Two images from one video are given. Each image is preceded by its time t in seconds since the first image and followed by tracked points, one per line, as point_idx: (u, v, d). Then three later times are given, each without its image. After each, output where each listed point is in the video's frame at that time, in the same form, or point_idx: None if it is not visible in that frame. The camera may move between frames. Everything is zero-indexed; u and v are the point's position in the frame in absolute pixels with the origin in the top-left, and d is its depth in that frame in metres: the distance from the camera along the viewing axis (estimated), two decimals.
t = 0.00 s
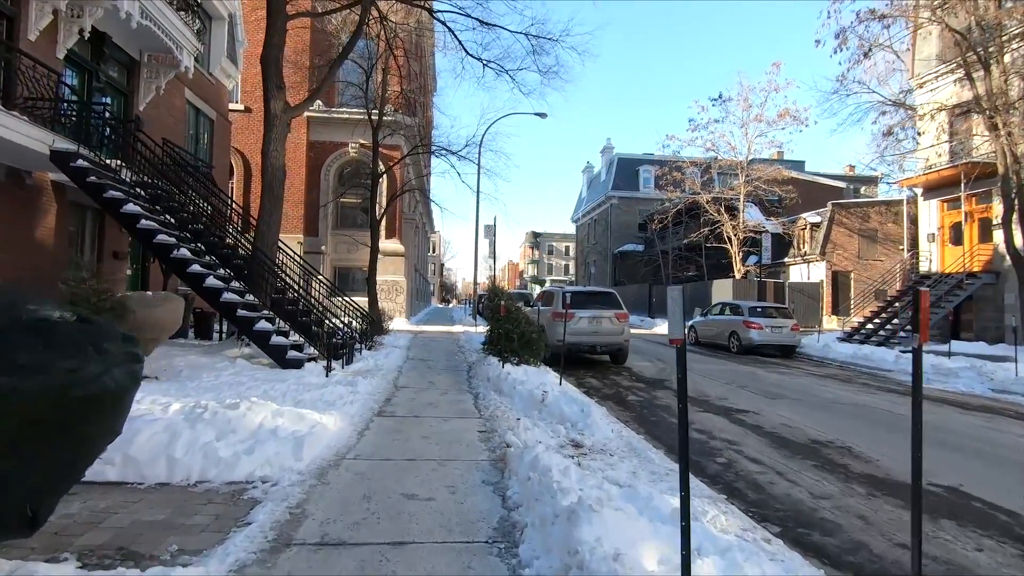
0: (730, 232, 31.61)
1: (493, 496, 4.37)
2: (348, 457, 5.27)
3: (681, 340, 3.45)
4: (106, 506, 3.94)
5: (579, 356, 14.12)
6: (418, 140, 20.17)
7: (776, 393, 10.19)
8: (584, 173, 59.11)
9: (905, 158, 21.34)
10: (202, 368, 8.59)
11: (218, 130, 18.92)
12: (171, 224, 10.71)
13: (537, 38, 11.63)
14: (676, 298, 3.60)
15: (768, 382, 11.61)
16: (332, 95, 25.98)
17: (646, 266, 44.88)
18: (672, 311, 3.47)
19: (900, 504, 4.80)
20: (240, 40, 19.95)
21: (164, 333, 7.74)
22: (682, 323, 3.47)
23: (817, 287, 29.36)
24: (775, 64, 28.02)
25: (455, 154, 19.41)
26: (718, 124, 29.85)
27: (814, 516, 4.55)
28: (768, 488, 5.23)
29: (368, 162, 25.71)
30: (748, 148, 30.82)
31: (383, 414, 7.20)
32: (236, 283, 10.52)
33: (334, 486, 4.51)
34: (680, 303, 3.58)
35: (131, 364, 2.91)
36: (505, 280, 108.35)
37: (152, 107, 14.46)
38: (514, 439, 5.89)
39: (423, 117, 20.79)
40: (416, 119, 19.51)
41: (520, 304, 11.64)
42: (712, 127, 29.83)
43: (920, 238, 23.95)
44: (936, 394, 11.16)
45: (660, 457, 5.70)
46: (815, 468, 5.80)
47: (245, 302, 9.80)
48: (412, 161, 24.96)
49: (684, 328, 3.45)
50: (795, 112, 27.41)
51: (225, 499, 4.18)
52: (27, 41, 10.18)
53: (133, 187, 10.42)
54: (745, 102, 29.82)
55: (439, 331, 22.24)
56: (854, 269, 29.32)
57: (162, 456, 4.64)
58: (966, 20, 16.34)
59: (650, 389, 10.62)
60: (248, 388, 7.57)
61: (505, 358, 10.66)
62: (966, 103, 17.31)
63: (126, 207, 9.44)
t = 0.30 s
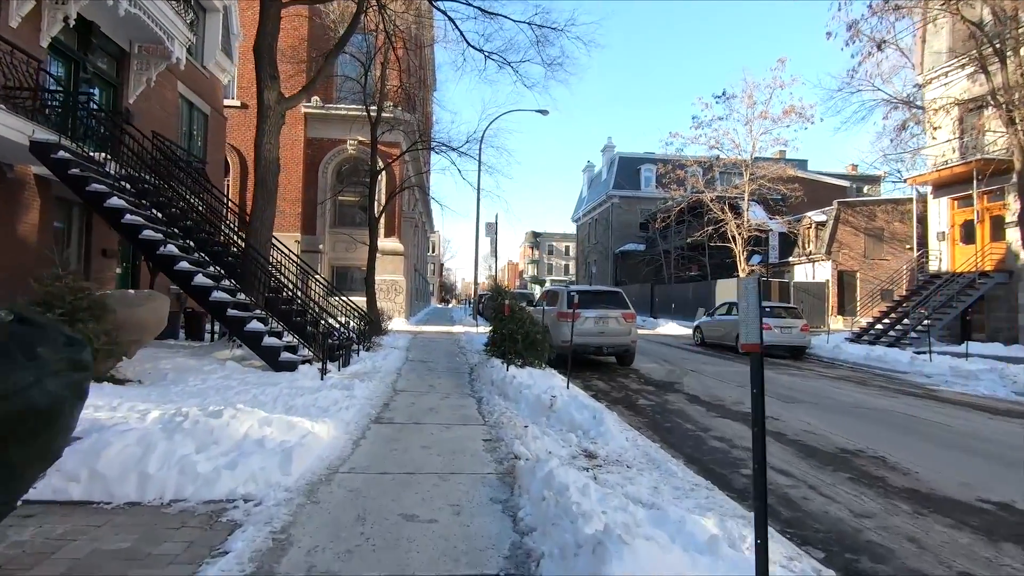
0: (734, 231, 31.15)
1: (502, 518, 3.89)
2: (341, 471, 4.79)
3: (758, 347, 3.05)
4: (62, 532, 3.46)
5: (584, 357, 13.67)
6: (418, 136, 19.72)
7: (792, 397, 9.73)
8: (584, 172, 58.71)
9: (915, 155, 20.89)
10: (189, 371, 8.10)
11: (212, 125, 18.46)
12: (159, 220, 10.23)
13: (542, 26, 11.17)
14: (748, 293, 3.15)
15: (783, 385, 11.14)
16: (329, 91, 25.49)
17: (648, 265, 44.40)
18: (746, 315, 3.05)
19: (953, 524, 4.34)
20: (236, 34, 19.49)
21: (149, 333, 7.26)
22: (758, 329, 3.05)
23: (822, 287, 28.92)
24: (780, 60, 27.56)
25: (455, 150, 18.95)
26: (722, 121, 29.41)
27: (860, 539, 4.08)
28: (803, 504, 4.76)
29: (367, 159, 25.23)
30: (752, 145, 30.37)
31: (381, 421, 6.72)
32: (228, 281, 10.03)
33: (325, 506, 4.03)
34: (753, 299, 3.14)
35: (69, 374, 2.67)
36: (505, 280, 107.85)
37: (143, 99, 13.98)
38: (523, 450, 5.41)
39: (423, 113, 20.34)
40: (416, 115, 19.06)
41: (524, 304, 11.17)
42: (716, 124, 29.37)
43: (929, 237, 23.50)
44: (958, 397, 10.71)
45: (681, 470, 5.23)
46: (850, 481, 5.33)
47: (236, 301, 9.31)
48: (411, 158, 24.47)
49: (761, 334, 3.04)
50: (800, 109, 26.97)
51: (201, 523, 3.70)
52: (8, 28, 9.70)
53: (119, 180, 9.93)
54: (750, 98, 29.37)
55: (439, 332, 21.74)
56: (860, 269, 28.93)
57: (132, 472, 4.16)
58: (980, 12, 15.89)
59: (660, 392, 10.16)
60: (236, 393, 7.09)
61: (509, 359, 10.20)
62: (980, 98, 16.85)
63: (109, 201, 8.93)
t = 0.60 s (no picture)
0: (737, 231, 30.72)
1: (516, 555, 3.45)
2: (333, 497, 4.35)
3: (880, 391, 2.85)
4: None
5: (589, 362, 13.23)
6: (417, 134, 19.28)
7: (809, 405, 9.32)
8: (584, 172, 58.28)
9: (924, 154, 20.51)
10: (174, 380, 7.66)
11: (206, 123, 18.01)
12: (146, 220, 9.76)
13: (546, 18, 10.76)
14: (867, 326, 2.92)
15: (797, 392, 10.70)
16: (327, 89, 25.04)
17: (650, 266, 43.97)
18: (867, 354, 2.84)
19: (1012, 559, 3.90)
20: (231, 29, 19.07)
21: (133, 341, 6.83)
22: (880, 369, 2.84)
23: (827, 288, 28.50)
24: (785, 58, 27.15)
25: (455, 148, 18.53)
26: (726, 120, 28.96)
27: None
28: (841, 533, 4.32)
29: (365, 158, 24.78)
30: (756, 144, 29.94)
31: (377, 435, 6.27)
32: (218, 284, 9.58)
33: (313, 541, 3.59)
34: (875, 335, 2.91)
35: None
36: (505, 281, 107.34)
37: (133, 95, 13.51)
38: (532, 472, 4.97)
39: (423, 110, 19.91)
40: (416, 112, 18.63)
41: (527, 307, 10.73)
42: (720, 123, 28.96)
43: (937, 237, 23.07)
44: (979, 405, 10.30)
45: (704, 493, 4.79)
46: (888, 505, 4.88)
47: (225, 306, 8.86)
48: (410, 156, 24.03)
49: (884, 376, 2.82)
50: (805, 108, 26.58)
51: (170, 565, 3.26)
52: None
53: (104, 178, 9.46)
54: (754, 97, 28.96)
55: (438, 334, 21.31)
56: (866, 270, 28.55)
57: (97, 503, 3.72)
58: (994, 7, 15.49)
59: (670, 400, 9.74)
60: (222, 405, 6.64)
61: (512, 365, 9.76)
62: (993, 94, 16.45)
63: (92, 200, 8.47)
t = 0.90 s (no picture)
0: (740, 230, 30.27)
1: None
2: (316, 518, 3.87)
3: None
4: None
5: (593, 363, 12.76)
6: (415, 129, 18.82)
7: (827, 409, 8.85)
8: (584, 171, 57.88)
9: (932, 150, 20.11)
10: (154, 383, 7.17)
11: (199, 118, 17.54)
12: (128, 213, 9.26)
13: (550, 6, 10.34)
14: None
15: (811, 395, 10.23)
16: (323, 84, 24.57)
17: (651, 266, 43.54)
18: None
19: None
20: (224, 22, 18.61)
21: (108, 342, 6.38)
22: None
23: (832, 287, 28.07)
24: (789, 53, 26.74)
25: (454, 143, 18.08)
26: (729, 117, 28.54)
27: None
28: (887, 558, 3.85)
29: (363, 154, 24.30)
30: (761, 141, 29.48)
31: (370, 444, 5.79)
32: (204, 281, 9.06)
33: (289, 574, 3.11)
34: None
35: None
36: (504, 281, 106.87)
37: (119, 86, 13.02)
38: (540, 489, 4.49)
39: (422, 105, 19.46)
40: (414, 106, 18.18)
41: (530, 306, 10.25)
42: (723, 119, 28.52)
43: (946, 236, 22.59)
44: (1002, 408, 9.85)
45: (731, 511, 4.31)
46: (933, 523, 4.41)
47: (210, 304, 8.35)
48: (408, 153, 23.53)
49: None
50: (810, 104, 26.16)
51: None
52: None
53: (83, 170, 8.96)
54: (758, 93, 28.55)
55: (437, 334, 20.83)
56: (871, 269, 28.12)
57: (42, 528, 3.24)
58: None
59: (680, 403, 9.28)
60: (202, 411, 6.15)
61: (514, 367, 9.28)
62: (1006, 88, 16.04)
63: (68, 190, 7.92)
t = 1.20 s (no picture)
0: (745, 229, 29.77)
1: None
2: (295, 554, 3.38)
3: None
4: None
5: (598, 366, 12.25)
6: (413, 125, 18.34)
7: (849, 416, 8.36)
8: (584, 170, 57.43)
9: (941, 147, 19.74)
10: (130, 392, 6.67)
11: (191, 114, 17.03)
12: (108, 209, 8.72)
13: None
14: None
15: (828, 401, 9.74)
16: (320, 80, 24.06)
17: (652, 266, 43.06)
18: None
19: None
20: (217, 15, 18.13)
21: (78, 345, 5.89)
22: None
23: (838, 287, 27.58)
24: (795, 50, 26.28)
25: (454, 140, 17.59)
26: (733, 114, 28.10)
27: None
28: None
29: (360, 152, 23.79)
30: (766, 139, 28.98)
31: (361, 460, 5.29)
32: (188, 282, 8.54)
33: None
34: None
35: None
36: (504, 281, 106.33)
37: (104, 78, 12.49)
38: (550, 517, 3.99)
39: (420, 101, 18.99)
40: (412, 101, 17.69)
41: (534, 308, 9.74)
42: (727, 117, 28.07)
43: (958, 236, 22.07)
44: None
45: (767, 542, 3.82)
46: (994, 556, 3.91)
47: (194, 306, 7.85)
48: (406, 150, 23.01)
49: None
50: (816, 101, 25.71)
51: None
52: None
53: (60, 163, 8.42)
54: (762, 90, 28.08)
55: (436, 336, 20.31)
56: (878, 269, 27.63)
57: None
58: None
59: (693, 410, 8.78)
60: (179, 423, 5.65)
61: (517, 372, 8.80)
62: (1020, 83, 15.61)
63: (40, 185, 7.40)
